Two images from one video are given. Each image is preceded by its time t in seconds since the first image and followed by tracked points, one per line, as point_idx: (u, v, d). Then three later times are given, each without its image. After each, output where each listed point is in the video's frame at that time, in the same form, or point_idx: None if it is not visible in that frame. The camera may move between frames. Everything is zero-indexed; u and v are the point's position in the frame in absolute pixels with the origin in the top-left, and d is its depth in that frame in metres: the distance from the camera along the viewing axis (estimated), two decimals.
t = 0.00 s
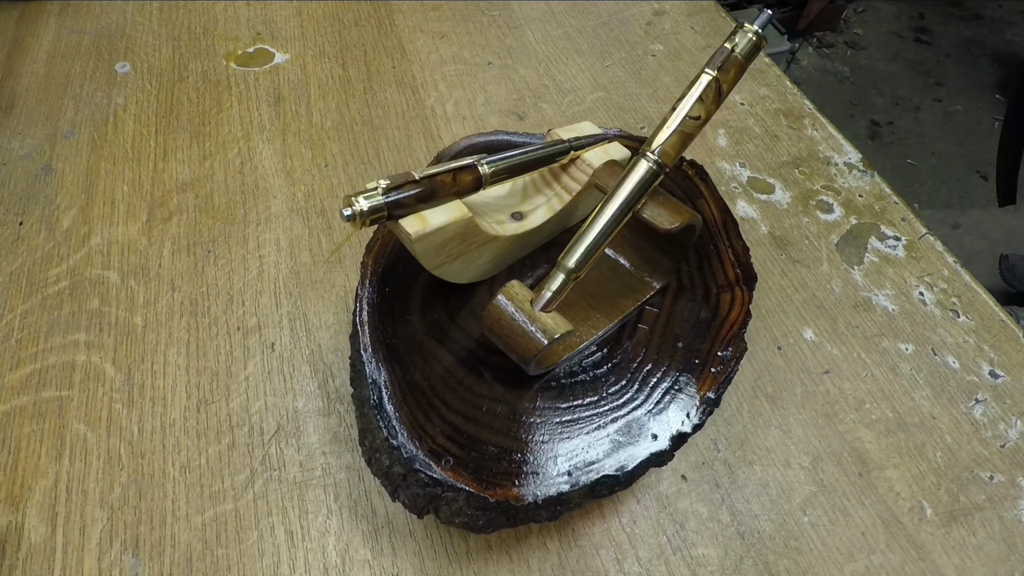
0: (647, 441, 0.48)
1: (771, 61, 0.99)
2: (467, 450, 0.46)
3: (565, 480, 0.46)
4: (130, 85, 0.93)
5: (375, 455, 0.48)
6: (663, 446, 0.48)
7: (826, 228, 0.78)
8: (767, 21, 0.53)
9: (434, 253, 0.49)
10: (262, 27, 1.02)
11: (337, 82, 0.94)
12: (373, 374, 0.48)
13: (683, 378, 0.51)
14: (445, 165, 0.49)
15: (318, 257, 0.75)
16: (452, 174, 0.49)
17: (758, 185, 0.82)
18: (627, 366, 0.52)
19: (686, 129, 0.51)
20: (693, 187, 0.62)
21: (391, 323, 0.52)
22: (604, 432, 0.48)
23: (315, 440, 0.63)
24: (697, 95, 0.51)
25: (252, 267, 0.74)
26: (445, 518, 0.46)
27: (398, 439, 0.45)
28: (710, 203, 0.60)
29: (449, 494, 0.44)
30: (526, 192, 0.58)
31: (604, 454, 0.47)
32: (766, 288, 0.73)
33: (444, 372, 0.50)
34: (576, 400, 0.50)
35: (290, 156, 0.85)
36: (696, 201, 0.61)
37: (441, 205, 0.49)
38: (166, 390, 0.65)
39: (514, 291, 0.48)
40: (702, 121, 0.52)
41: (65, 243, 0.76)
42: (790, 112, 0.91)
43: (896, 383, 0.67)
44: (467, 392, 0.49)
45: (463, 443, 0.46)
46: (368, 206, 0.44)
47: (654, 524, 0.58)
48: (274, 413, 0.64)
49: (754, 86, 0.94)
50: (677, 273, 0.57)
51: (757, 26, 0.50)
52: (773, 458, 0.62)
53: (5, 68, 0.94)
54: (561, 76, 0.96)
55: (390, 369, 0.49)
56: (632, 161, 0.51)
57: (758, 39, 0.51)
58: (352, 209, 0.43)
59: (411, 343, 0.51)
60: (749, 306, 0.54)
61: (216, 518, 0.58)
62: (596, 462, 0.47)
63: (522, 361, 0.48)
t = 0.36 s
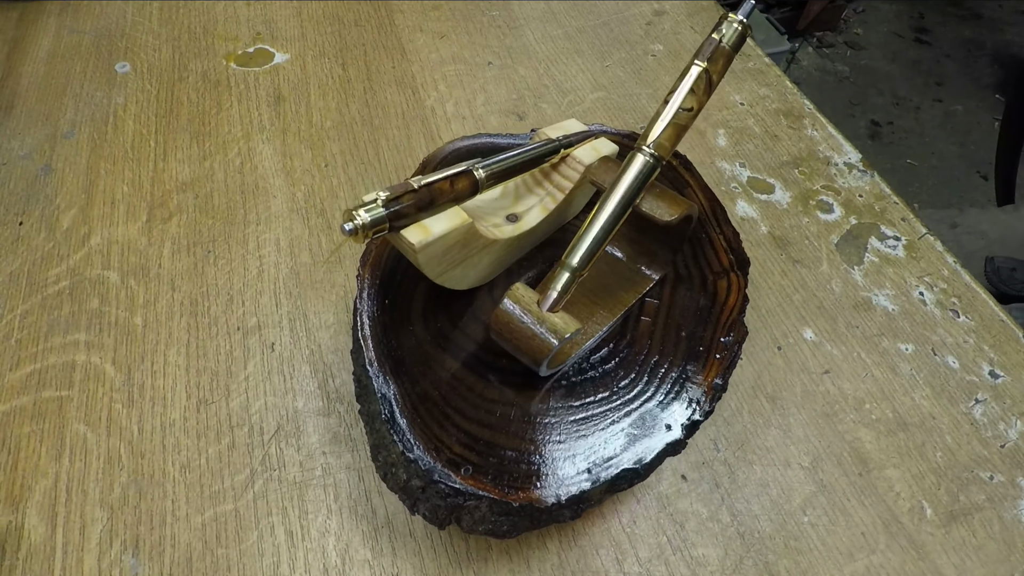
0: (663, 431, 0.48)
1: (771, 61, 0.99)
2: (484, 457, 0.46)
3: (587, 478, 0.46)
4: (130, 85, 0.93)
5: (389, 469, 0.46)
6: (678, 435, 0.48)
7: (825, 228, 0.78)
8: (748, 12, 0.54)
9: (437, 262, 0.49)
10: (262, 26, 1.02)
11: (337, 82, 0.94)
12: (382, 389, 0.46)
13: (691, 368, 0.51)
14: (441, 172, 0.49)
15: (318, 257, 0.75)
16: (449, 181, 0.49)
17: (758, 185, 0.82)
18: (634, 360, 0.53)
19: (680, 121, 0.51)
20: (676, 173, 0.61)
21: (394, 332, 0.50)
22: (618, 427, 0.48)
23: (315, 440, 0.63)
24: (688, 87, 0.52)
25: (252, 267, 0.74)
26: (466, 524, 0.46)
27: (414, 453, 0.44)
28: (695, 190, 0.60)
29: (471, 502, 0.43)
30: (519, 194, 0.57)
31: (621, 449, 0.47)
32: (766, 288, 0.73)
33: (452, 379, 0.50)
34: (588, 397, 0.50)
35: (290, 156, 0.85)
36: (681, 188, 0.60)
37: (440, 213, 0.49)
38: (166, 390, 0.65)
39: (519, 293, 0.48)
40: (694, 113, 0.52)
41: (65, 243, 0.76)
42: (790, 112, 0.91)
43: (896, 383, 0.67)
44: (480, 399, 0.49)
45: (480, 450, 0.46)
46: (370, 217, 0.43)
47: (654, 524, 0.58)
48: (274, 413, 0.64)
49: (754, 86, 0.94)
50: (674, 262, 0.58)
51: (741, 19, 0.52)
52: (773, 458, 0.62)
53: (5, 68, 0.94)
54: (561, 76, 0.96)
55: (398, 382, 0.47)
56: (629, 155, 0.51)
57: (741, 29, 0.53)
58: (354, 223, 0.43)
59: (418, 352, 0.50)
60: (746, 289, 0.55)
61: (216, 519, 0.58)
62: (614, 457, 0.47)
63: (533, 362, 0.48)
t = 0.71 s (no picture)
0: (677, 420, 0.48)
1: (771, 61, 0.99)
2: (504, 462, 0.46)
3: (607, 473, 0.46)
4: (130, 85, 0.93)
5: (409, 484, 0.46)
6: (691, 422, 0.48)
7: (826, 228, 0.78)
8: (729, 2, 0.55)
9: (441, 270, 0.48)
10: (262, 26, 1.02)
11: (337, 82, 0.94)
12: (393, 404, 0.45)
13: (698, 356, 0.52)
14: (437, 181, 0.49)
15: (318, 257, 0.75)
16: (446, 188, 0.49)
17: (758, 185, 0.82)
18: (642, 351, 0.52)
19: (673, 114, 0.52)
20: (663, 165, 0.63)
21: (398, 343, 0.50)
22: (633, 420, 0.48)
23: (315, 440, 0.63)
24: (678, 81, 0.52)
25: (252, 267, 0.74)
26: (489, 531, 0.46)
27: (433, 465, 0.44)
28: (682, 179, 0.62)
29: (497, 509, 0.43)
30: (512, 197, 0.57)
31: (638, 442, 0.47)
32: (766, 288, 0.73)
33: (458, 384, 0.49)
34: (600, 393, 0.50)
35: (290, 156, 0.85)
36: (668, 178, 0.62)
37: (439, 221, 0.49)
38: (166, 390, 0.65)
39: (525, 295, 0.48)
40: (684, 105, 0.53)
41: (65, 243, 0.76)
42: (790, 112, 0.91)
43: (896, 383, 0.67)
44: (494, 403, 0.48)
45: (499, 455, 0.46)
46: (372, 230, 0.43)
47: (654, 524, 0.58)
48: (274, 412, 0.64)
49: (754, 86, 0.94)
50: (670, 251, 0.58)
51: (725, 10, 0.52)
52: (773, 458, 0.62)
53: (5, 68, 0.94)
54: (561, 76, 0.96)
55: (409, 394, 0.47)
56: (625, 151, 0.51)
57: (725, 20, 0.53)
58: (356, 239, 0.43)
59: (425, 362, 0.49)
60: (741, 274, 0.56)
61: (216, 518, 0.58)
62: (632, 451, 0.47)
63: (545, 363, 0.47)
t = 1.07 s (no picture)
0: (688, 408, 0.48)
1: (771, 61, 0.99)
2: (523, 465, 0.45)
3: (627, 466, 0.46)
4: (130, 85, 0.93)
5: (430, 495, 0.46)
6: (703, 408, 0.49)
7: (826, 228, 0.78)
8: None
9: (445, 279, 0.47)
10: (262, 26, 1.02)
11: (337, 82, 0.94)
12: (405, 417, 0.45)
13: (702, 343, 0.52)
14: (434, 189, 0.49)
15: (319, 257, 0.75)
16: (445, 196, 0.48)
17: (758, 185, 0.82)
18: (649, 343, 0.52)
19: (664, 107, 0.52)
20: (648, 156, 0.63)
21: (403, 353, 0.49)
22: (646, 412, 0.48)
23: (315, 440, 0.63)
24: (668, 74, 0.52)
25: (252, 267, 0.74)
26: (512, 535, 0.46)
27: (453, 475, 0.43)
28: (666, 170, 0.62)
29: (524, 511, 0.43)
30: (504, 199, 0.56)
31: (654, 433, 0.47)
32: (766, 288, 0.73)
33: (465, 389, 0.48)
34: (610, 388, 0.49)
35: (290, 156, 0.85)
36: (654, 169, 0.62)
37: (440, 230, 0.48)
38: (166, 390, 0.65)
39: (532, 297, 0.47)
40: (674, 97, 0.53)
41: (65, 243, 0.76)
42: (790, 112, 0.91)
43: (896, 383, 0.67)
44: (507, 407, 0.48)
45: (518, 459, 0.45)
46: (376, 244, 0.43)
47: (654, 524, 0.58)
48: (274, 413, 0.64)
49: (754, 86, 0.94)
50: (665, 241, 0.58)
51: None
52: (773, 458, 0.62)
53: (5, 68, 0.94)
54: (561, 76, 0.96)
55: (420, 404, 0.46)
56: (619, 146, 0.51)
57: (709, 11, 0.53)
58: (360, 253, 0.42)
59: (432, 371, 0.48)
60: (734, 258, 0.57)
61: (216, 518, 0.58)
62: (649, 442, 0.47)
63: (557, 364, 0.47)
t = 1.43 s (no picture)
0: (697, 397, 0.49)
1: (771, 61, 0.99)
2: (541, 466, 0.45)
3: (643, 458, 0.46)
4: (130, 85, 0.93)
5: (450, 505, 0.47)
6: (711, 396, 0.49)
7: (825, 228, 0.78)
8: None
9: (451, 286, 0.47)
10: (262, 27, 1.02)
11: (337, 82, 0.94)
12: (418, 429, 0.45)
13: (705, 331, 0.52)
14: (432, 197, 0.48)
15: (318, 257, 0.75)
16: (444, 202, 0.48)
17: (758, 185, 0.82)
18: (654, 336, 0.51)
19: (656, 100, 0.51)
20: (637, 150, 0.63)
21: (408, 363, 0.48)
22: (656, 405, 0.48)
23: (315, 440, 0.63)
24: (658, 67, 0.51)
25: (252, 267, 0.74)
26: (537, 538, 0.47)
27: (473, 483, 0.44)
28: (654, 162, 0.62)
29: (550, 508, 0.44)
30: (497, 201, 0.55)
31: (667, 424, 0.47)
32: (766, 288, 0.73)
33: (474, 395, 0.47)
34: (619, 382, 0.49)
35: (290, 156, 0.85)
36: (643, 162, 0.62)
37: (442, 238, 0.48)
38: (166, 390, 0.65)
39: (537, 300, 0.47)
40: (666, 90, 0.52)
41: (65, 243, 0.76)
42: (790, 112, 0.91)
43: (896, 383, 0.67)
44: (520, 410, 0.47)
45: (536, 461, 0.45)
46: (382, 256, 0.42)
47: (654, 524, 0.58)
48: (274, 413, 0.64)
49: (754, 86, 0.94)
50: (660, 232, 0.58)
51: None
52: (773, 458, 0.62)
53: (5, 68, 0.94)
54: (561, 76, 0.96)
55: (432, 414, 0.46)
56: (613, 141, 0.50)
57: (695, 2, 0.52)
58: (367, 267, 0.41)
59: (440, 379, 0.48)
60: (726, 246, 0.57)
61: (216, 518, 0.58)
62: (663, 433, 0.47)
63: (569, 363, 0.46)
